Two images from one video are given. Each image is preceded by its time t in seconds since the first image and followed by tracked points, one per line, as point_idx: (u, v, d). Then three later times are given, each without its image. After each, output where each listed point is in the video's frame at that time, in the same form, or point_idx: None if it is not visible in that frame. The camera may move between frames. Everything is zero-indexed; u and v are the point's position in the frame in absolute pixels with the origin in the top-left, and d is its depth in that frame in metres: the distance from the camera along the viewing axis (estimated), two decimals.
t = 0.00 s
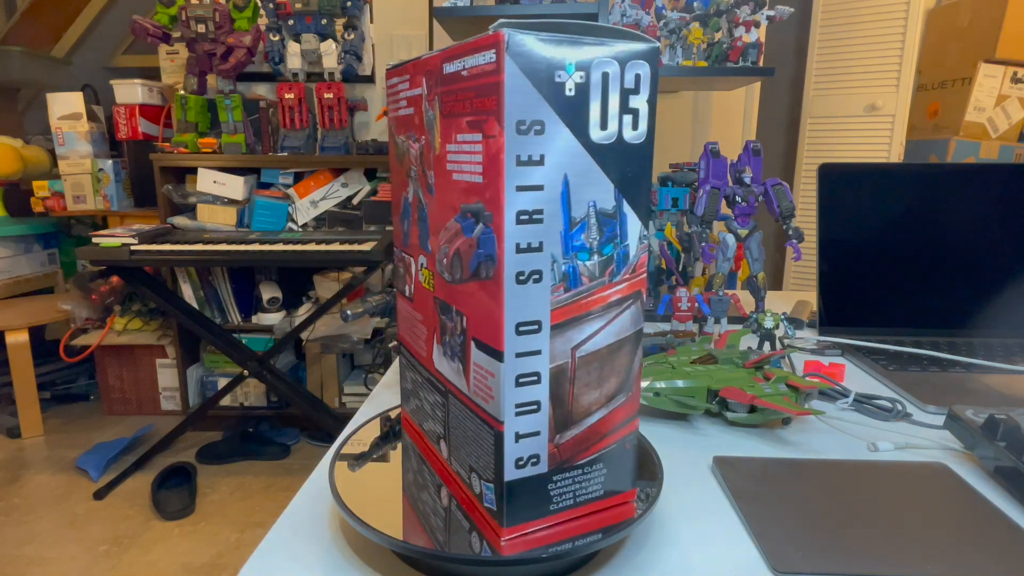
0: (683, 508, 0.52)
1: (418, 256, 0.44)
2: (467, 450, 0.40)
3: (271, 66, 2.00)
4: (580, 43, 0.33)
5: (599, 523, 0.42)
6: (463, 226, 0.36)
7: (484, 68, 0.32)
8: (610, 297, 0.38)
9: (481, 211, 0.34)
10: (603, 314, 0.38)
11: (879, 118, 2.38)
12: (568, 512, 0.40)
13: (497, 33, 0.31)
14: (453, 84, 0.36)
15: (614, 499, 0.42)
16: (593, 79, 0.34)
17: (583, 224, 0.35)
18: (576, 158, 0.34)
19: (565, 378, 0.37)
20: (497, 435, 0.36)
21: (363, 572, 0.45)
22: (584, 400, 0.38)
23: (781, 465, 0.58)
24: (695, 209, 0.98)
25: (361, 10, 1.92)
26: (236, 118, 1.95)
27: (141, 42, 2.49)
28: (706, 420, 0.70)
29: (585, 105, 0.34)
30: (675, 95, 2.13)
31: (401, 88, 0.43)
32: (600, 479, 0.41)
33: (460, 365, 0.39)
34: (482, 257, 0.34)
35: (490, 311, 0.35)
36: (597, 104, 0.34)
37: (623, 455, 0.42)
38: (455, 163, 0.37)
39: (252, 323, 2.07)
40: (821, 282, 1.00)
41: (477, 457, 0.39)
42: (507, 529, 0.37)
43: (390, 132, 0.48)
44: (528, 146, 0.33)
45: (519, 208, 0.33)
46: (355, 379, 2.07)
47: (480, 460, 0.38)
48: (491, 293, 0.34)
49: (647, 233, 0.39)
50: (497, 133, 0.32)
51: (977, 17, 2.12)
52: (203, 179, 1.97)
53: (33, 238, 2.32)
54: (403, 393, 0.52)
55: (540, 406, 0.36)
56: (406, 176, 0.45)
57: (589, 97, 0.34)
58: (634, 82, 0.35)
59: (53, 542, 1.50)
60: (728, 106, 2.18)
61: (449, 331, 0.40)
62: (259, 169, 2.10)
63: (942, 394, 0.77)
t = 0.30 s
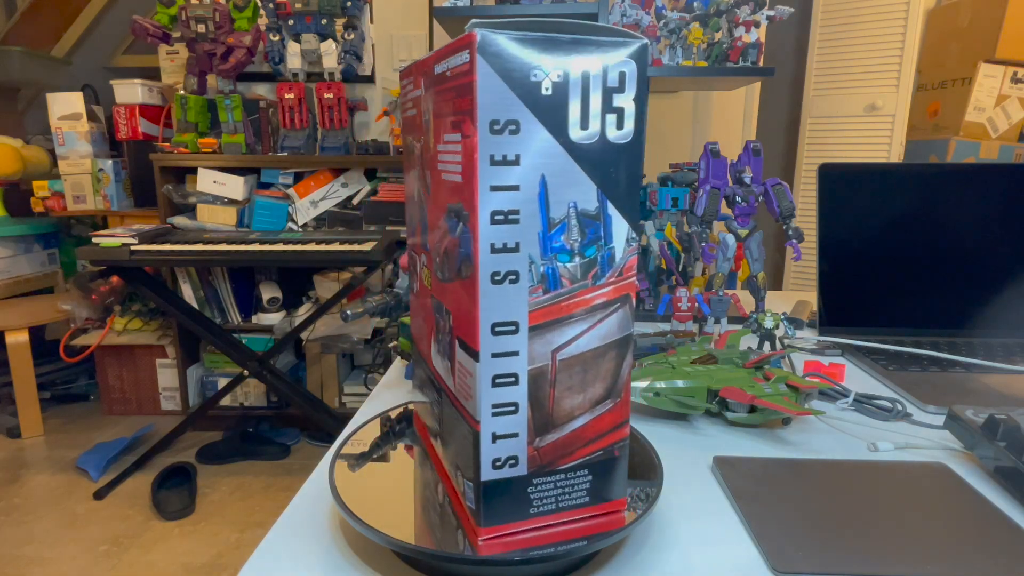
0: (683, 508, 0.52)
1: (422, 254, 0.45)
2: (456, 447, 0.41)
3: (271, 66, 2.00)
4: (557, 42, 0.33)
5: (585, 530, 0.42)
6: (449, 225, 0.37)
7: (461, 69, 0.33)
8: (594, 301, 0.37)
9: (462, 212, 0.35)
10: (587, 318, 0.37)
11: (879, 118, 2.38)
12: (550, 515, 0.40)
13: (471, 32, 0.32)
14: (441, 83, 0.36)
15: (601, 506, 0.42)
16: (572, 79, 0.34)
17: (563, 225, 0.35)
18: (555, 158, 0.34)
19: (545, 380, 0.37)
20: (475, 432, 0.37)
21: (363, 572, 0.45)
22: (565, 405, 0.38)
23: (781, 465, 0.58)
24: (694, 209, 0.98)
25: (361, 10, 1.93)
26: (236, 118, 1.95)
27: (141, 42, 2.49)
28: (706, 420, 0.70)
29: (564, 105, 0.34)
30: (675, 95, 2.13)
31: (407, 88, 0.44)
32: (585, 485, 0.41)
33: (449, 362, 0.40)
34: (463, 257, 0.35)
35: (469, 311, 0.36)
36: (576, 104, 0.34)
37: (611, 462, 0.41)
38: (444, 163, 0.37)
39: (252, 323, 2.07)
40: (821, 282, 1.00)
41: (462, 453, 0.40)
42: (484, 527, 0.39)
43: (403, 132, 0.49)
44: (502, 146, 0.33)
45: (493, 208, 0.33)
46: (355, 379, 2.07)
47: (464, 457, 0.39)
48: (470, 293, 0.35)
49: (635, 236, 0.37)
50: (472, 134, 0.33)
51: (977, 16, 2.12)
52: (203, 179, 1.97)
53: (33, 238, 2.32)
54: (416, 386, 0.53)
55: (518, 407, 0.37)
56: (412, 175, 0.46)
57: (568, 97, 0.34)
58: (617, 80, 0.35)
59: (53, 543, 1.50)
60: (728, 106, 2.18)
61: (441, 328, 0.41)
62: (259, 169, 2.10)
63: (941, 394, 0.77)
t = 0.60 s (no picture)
0: (683, 508, 0.52)
1: (428, 250, 0.46)
2: (445, 442, 0.42)
3: (271, 66, 2.00)
4: (529, 40, 0.33)
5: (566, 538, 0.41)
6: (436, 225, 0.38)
7: (438, 69, 0.34)
8: (573, 304, 0.37)
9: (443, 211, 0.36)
10: (565, 320, 0.37)
11: (879, 118, 2.38)
12: (528, 520, 0.40)
13: (441, 33, 0.33)
14: (429, 84, 0.37)
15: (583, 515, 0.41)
16: (546, 78, 0.34)
17: (537, 226, 0.35)
18: (528, 158, 0.34)
19: (520, 382, 0.37)
20: (452, 429, 0.38)
21: (363, 572, 0.45)
22: (542, 408, 0.38)
23: (781, 465, 0.58)
24: (695, 209, 0.98)
25: (361, 10, 1.93)
26: (236, 118, 1.95)
27: (141, 43, 2.49)
28: (707, 420, 0.70)
29: (537, 105, 0.34)
30: (675, 95, 2.12)
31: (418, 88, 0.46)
32: (564, 491, 0.40)
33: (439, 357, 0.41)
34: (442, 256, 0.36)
35: (447, 309, 0.37)
36: (550, 103, 0.34)
37: (592, 469, 0.40)
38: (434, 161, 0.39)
39: (252, 323, 2.07)
40: (821, 282, 1.00)
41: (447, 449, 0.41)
42: (457, 524, 0.39)
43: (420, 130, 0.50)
44: (473, 146, 0.34)
45: (465, 207, 0.34)
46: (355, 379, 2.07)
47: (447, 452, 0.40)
48: (446, 291, 0.36)
49: (617, 238, 0.37)
50: (445, 134, 0.34)
51: (977, 16, 2.12)
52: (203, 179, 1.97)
53: (33, 238, 2.32)
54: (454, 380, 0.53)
55: (493, 407, 0.37)
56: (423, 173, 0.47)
57: (542, 97, 0.34)
58: (595, 78, 0.34)
59: (53, 543, 1.50)
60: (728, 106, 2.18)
61: (436, 323, 0.42)
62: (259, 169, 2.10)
63: (941, 394, 0.77)
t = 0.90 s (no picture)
0: (683, 508, 0.52)
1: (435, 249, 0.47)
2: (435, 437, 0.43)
3: (271, 66, 2.00)
4: (501, 39, 0.33)
5: (547, 543, 0.41)
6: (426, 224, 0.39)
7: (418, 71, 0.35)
8: (551, 306, 0.36)
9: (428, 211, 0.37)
10: (542, 322, 0.37)
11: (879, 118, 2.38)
12: (507, 520, 0.41)
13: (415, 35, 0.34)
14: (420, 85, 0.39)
15: (564, 519, 0.41)
16: (520, 77, 0.33)
17: (512, 226, 0.35)
18: (503, 158, 0.34)
19: (497, 382, 0.38)
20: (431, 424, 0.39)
21: (363, 572, 0.45)
22: (520, 410, 0.38)
23: (781, 465, 0.58)
24: (694, 209, 0.98)
25: (361, 10, 1.93)
26: (236, 118, 1.95)
27: (141, 43, 2.49)
28: (707, 420, 0.70)
29: (511, 105, 0.34)
30: (675, 96, 2.12)
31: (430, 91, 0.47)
32: (544, 495, 0.40)
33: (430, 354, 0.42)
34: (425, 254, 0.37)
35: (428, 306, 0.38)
36: (525, 102, 0.34)
37: (574, 475, 0.40)
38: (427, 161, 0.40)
39: (252, 323, 2.07)
40: (821, 282, 1.00)
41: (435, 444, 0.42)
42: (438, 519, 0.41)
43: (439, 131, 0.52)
44: (448, 145, 0.34)
45: (440, 207, 0.35)
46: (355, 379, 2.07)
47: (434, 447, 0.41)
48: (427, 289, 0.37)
49: (598, 240, 0.36)
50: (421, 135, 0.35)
51: (977, 16, 2.12)
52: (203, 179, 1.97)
53: (33, 238, 2.32)
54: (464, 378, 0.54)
55: (470, 406, 0.38)
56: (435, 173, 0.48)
57: (516, 96, 0.34)
58: (572, 76, 0.34)
59: (53, 543, 1.50)
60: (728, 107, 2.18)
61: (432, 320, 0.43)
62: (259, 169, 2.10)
63: (941, 394, 0.77)
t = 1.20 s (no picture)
0: (683, 508, 0.52)
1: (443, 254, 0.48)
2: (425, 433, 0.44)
3: (271, 66, 2.00)
4: (473, 39, 0.33)
5: (527, 545, 0.41)
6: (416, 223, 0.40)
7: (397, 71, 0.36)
8: (526, 307, 0.37)
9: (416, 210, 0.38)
10: (517, 324, 0.37)
11: (879, 118, 2.38)
12: (484, 518, 0.41)
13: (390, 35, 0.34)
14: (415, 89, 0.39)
15: (545, 523, 0.41)
16: (493, 76, 0.33)
17: (487, 226, 0.35)
18: (477, 158, 0.35)
19: (474, 382, 0.38)
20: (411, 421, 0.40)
21: (363, 572, 0.45)
22: (497, 410, 0.39)
23: (780, 465, 0.58)
24: (695, 209, 0.98)
25: (361, 10, 1.93)
26: (236, 118, 1.95)
27: (141, 43, 2.49)
28: (706, 420, 0.70)
29: (485, 104, 0.34)
30: (675, 96, 2.12)
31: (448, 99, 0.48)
32: (523, 497, 0.40)
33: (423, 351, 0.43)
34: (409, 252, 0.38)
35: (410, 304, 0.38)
36: (498, 102, 0.34)
37: (552, 479, 0.40)
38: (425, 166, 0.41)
39: (252, 323, 2.07)
40: (821, 282, 1.00)
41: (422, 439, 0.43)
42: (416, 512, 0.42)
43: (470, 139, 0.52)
44: (423, 145, 0.35)
45: (416, 206, 0.35)
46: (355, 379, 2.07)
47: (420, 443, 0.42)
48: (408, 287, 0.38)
49: (574, 242, 0.35)
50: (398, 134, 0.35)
51: (977, 16, 2.12)
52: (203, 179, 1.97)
53: (33, 238, 2.32)
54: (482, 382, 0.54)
55: (447, 404, 0.39)
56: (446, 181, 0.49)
57: (490, 96, 0.34)
58: (546, 75, 0.33)
59: (54, 542, 1.50)
60: (728, 107, 2.18)
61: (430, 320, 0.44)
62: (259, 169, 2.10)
63: (941, 394, 0.77)
